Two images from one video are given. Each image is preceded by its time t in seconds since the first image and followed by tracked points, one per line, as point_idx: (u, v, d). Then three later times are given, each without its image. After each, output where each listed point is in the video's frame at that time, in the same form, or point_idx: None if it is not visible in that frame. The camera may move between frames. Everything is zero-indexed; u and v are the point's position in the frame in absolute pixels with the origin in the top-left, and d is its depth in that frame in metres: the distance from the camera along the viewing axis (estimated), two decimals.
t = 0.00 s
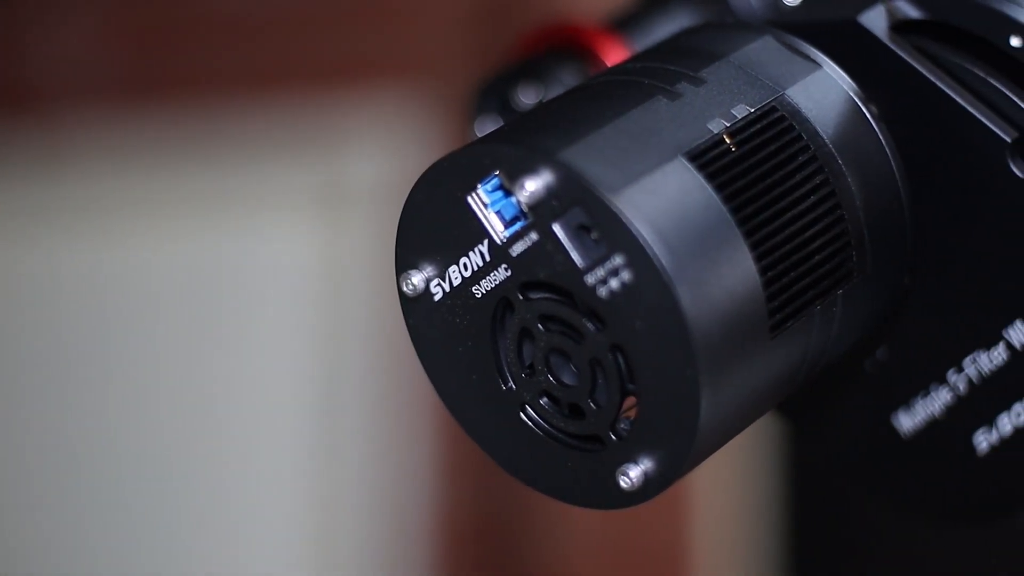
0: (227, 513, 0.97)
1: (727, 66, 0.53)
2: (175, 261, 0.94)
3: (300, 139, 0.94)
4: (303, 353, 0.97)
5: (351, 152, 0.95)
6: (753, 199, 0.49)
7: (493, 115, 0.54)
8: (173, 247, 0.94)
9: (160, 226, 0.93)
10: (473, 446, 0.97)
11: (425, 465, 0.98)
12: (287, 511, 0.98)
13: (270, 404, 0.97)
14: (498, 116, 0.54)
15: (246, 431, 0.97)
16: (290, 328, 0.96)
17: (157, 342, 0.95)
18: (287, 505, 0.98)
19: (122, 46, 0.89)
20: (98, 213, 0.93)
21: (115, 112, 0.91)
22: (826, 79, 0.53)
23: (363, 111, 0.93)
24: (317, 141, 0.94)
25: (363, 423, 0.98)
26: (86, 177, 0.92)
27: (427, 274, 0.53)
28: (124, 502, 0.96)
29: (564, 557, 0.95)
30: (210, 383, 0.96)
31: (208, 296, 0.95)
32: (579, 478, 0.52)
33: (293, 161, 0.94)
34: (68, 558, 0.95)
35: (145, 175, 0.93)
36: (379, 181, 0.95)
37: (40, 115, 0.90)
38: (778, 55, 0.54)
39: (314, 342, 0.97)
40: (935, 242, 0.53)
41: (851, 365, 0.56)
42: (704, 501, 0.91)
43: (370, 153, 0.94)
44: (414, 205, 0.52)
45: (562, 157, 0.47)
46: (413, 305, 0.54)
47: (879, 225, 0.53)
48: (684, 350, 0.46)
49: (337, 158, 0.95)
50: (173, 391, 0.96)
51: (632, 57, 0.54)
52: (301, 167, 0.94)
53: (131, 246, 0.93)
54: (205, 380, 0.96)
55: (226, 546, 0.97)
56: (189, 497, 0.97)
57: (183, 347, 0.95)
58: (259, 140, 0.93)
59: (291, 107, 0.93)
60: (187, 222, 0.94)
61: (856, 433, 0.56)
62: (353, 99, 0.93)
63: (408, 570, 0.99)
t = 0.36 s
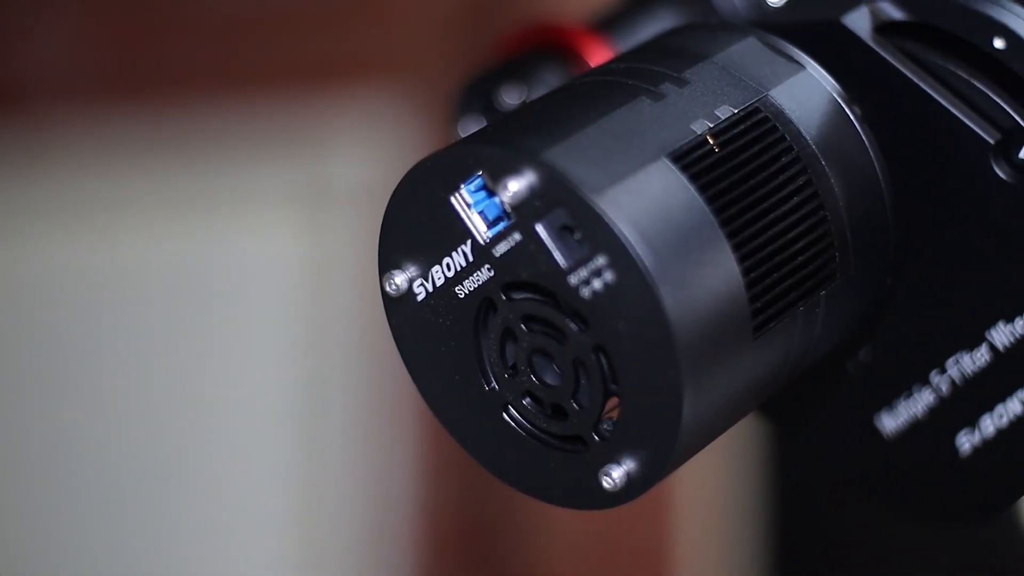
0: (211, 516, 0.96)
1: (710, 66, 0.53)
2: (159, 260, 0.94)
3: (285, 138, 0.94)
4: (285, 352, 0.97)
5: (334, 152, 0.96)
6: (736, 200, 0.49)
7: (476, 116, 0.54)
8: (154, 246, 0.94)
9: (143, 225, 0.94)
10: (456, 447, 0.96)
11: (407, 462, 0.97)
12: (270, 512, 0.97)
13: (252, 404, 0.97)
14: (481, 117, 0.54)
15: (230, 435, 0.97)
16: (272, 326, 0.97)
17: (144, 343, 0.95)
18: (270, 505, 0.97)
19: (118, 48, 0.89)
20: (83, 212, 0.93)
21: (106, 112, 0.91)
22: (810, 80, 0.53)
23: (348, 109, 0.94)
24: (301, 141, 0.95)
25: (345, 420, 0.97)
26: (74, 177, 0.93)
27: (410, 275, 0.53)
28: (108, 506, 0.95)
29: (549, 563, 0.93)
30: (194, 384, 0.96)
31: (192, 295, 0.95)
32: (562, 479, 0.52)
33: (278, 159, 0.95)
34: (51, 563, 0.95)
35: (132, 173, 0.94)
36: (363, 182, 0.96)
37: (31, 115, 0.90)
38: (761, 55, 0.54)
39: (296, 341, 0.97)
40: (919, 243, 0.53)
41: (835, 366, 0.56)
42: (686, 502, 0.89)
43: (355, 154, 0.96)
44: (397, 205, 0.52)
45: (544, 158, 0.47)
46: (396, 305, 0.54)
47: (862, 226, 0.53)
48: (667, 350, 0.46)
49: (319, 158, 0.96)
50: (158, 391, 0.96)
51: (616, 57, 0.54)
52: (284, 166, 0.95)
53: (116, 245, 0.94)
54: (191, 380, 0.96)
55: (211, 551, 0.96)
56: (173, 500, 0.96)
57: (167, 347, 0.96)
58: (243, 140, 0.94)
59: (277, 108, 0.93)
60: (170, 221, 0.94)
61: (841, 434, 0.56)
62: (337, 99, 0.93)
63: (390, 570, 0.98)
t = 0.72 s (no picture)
0: (197, 516, 0.98)
1: (696, 67, 0.52)
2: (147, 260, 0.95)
3: (274, 138, 0.94)
4: (271, 353, 0.98)
5: (322, 151, 0.95)
6: (720, 201, 0.49)
7: (461, 116, 0.54)
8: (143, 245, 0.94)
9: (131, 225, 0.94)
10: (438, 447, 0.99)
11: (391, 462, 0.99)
12: (254, 512, 0.98)
13: (239, 405, 0.98)
14: (467, 117, 0.54)
15: (216, 437, 0.98)
16: (258, 328, 0.97)
17: (131, 342, 0.96)
18: (255, 505, 0.98)
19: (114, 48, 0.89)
20: (75, 212, 0.93)
21: (96, 111, 0.90)
22: (796, 81, 0.53)
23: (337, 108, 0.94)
24: (288, 138, 0.94)
25: (329, 421, 0.99)
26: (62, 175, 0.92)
27: (395, 275, 0.53)
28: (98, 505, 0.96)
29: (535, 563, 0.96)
30: (182, 384, 0.97)
31: (180, 295, 0.96)
32: (547, 480, 0.52)
33: (267, 158, 0.95)
34: (44, 562, 0.95)
35: (121, 171, 0.93)
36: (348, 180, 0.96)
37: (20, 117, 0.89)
38: (746, 56, 0.54)
39: (282, 342, 0.98)
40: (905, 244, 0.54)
41: (819, 366, 0.56)
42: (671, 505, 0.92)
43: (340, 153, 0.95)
44: (381, 206, 0.52)
45: (530, 158, 0.47)
46: (381, 306, 0.54)
47: (847, 228, 0.53)
48: (652, 351, 0.46)
49: (307, 158, 0.95)
50: (145, 390, 0.97)
51: (602, 58, 0.54)
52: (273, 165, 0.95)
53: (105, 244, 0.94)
54: (178, 381, 0.97)
55: (197, 549, 0.98)
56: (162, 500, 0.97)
57: (155, 347, 0.96)
58: (232, 138, 0.93)
59: (265, 108, 0.93)
60: (158, 220, 0.94)
61: (827, 435, 0.56)
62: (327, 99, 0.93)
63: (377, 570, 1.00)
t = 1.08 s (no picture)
0: (182, 516, 0.99)
1: (679, 68, 0.52)
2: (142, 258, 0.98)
3: (260, 141, 0.98)
4: (256, 353, 1.00)
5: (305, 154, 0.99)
6: (703, 202, 0.49)
7: (444, 117, 0.54)
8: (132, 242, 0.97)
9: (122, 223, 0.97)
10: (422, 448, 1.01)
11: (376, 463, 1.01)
12: (238, 513, 0.99)
13: (225, 404, 0.99)
14: (449, 117, 0.54)
15: (201, 437, 0.99)
16: (243, 328, 1.00)
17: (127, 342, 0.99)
18: (239, 505, 0.99)
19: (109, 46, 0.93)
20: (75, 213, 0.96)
21: (90, 110, 0.94)
22: (779, 83, 0.53)
23: (319, 109, 0.98)
24: (273, 140, 0.98)
25: (313, 421, 1.00)
26: (56, 174, 0.96)
27: (378, 275, 0.53)
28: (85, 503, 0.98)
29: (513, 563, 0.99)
30: (169, 382, 0.99)
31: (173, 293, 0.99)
32: (529, 481, 0.52)
33: (253, 161, 0.98)
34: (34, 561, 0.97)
35: (110, 172, 0.96)
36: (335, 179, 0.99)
37: (16, 117, 0.93)
38: (729, 58, 0.54)
39: (268, 342, 1.00)
40: (888, 246, 0.54)
41: (802, 367, 0.56)
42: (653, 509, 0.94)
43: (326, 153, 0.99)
44: (364, 206, 0.52)
45: (512, 159, 0.47)
46: (364, 306, 0.54)
47: (829, 229, 0.53)
48: (634, 352, 0.46)
49: (292, 159, 0.99)
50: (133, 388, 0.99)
51: (584, 59, 0.54)
52: (259, 166, 0.98)
53: (97, 242, 0.97)
54: (168, 379, 0.99)
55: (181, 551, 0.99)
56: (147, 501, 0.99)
57: (143, 346, 0.99)
58: (219, 139, 0.97)
59: (250, 110, 0.97)
60: (147, 219, 0.97)
61: (810, 436, 0.56)
62: (310, 101, 0.98)
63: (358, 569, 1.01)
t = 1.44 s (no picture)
0: (168, 513, 0.98)
1: (662, 68, 0.52)
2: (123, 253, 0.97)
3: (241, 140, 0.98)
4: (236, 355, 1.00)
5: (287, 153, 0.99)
6: (686, 202, 0.49)
7: (427, 116, 0.54)
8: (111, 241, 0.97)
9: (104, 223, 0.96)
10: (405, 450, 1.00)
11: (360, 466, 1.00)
12: (217, 515, 0.99)
13: (206, 407, 0.99)
14: (432, 116, 0.53)
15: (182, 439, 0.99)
16: (223, 329, 0.99)
17: (110, 338, 0.98)
18: (219, 508, 0.99)
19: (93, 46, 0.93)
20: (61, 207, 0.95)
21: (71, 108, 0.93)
22: (762, 83, 0.53)
23: (300, 109, 0.98)
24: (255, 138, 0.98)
25: (294, 422, 1.00)
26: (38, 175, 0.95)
27: (360, 274, 0.53)
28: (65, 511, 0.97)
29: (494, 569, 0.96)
30: (149, 385, 0.99)
31: (155, 289, 0.98)
32: (511, 480, 0.52)
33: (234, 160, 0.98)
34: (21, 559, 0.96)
35: (91, 168, 0.96)
36: (316, 176, 0.99)
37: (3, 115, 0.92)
38: (712, 57, 0.54)
39: (249, 345, 1.00)
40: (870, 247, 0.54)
41: (784, 367, 0.56)
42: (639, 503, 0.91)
43: (306, 151, 0.99)
44: (346, 205, 0.52)
45: (495, 158, 0.47)
46: (346, 305, 0.54)
47: (812, 230, 0.53)
48: (616, 352, 0.46)
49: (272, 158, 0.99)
50: (113, 391, 0.98)
51: (567, 59, 0.54)
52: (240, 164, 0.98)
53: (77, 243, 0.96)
54: (150, 375, 0.99)
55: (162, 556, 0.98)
56: (128, 506, 0.98)
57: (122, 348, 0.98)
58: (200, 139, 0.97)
59: (233, 111, 0.97)
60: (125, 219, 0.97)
61: (794, 436, 0.56)
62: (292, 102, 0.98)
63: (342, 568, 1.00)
